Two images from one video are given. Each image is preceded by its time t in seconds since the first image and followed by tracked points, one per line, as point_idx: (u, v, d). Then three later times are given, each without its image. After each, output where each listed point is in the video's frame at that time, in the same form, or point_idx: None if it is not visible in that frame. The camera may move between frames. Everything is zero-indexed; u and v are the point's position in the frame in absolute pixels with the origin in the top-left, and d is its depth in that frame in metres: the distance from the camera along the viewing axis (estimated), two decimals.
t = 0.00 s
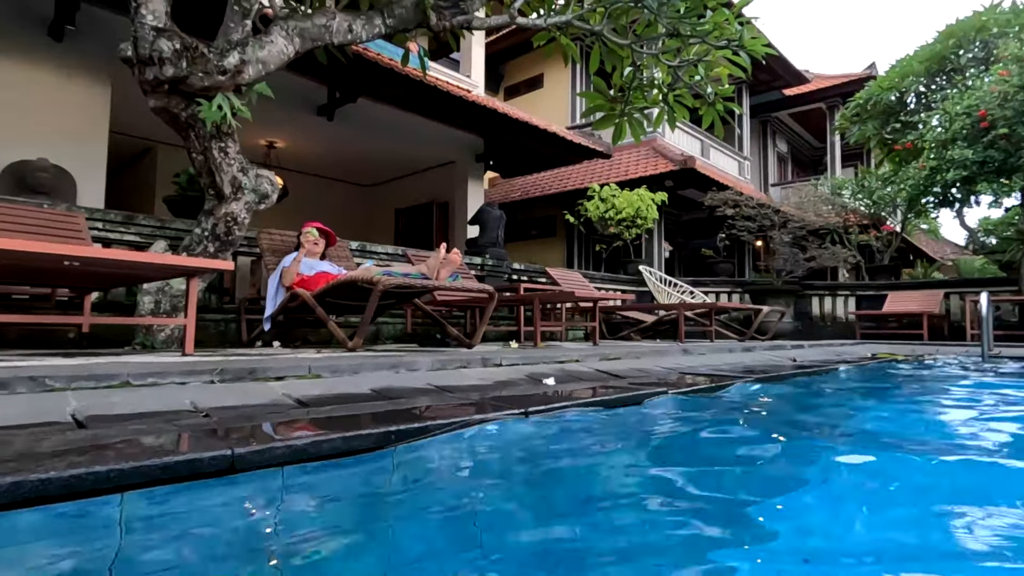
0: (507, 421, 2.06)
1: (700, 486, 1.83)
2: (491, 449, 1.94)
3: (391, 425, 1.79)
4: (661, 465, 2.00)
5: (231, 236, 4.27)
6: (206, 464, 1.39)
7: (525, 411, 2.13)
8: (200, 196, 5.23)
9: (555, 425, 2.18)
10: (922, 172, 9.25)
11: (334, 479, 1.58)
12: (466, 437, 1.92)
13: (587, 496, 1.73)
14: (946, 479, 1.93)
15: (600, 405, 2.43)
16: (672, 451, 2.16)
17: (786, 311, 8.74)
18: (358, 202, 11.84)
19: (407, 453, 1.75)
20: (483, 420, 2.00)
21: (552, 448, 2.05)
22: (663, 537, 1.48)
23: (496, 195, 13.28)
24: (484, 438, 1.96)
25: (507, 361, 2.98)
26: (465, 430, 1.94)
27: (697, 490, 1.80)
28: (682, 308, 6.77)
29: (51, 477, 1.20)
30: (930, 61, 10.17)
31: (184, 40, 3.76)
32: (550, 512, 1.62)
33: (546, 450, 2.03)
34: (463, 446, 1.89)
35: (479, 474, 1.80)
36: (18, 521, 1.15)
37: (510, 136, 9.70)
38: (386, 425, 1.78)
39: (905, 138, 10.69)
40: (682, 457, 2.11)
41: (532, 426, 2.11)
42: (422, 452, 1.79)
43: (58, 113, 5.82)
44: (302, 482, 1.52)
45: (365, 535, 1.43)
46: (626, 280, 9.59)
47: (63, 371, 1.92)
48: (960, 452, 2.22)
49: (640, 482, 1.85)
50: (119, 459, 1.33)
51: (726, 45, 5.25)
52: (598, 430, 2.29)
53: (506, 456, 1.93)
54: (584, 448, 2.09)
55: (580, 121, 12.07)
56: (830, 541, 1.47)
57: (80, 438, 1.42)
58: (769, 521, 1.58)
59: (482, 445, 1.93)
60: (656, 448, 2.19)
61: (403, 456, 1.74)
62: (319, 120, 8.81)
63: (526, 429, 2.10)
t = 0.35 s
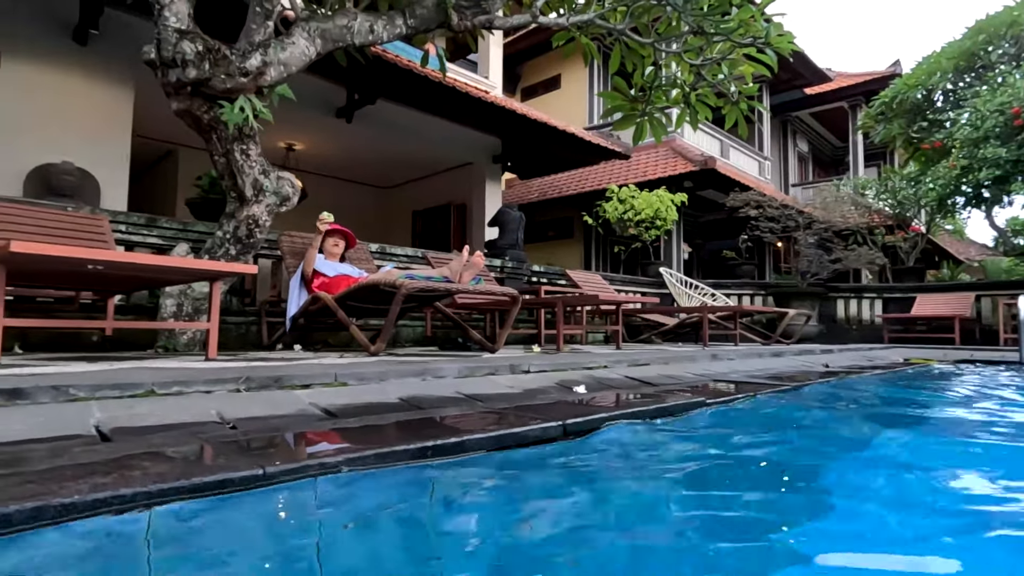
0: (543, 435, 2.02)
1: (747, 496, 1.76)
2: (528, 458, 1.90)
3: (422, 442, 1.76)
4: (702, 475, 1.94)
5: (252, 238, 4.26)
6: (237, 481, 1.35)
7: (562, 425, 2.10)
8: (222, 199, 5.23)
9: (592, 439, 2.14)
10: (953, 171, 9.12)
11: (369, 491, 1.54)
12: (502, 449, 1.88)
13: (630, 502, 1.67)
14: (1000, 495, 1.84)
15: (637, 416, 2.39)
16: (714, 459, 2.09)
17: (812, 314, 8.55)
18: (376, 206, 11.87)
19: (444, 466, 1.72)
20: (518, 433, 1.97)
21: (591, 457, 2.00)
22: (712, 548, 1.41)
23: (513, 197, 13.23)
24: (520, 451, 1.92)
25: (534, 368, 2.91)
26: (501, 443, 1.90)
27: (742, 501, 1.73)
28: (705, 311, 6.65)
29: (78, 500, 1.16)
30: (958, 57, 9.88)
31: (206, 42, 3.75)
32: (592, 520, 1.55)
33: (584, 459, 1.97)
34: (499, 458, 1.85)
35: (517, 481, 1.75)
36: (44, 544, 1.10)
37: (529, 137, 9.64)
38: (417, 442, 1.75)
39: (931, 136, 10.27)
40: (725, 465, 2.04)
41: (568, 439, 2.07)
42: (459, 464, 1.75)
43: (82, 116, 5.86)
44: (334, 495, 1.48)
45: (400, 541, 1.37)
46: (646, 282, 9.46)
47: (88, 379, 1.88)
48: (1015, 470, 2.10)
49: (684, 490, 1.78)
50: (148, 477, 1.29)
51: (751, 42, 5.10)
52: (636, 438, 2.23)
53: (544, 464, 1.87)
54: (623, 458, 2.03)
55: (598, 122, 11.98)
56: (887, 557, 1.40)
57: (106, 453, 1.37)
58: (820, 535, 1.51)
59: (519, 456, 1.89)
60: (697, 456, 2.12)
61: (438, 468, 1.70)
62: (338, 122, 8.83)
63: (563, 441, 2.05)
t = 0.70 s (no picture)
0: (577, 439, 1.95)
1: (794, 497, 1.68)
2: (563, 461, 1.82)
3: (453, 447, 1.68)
4: (744, 475, 1.86)
5: (269, 237, 4.22)
6: (260, 492, 1.27)
7: (597, 429, 2.02)
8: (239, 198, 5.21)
9: (629, 441, 2.06)
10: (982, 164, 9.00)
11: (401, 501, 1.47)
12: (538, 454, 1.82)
13: (671, 506, 1.59)
14: None
15: (671, 417, 2.31)
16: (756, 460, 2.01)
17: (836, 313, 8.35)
18: (392, 205, 11.86)
19: (478, 471, 1.65)
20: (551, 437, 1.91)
21: (628, 459, 1.92)
22: (761, 552, 1.34)
23: (528, 195, 13.15)
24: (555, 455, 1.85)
25: (560, 368, 2.82)
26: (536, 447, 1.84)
27: (783, 503, 1.64)
28: (727, 310, 6.51)
29: (90, 511, 1.09)
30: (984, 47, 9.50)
31: (223, 38, 3.71)
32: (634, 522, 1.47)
33: (623, 462, 1.89)
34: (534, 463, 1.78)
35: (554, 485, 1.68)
36: (54, 560, 1.03)
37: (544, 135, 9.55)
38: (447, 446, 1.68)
39: (958, 129, 10.08)
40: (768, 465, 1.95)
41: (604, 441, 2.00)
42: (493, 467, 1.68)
43: (100, 118, 5.88)
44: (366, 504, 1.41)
45: (426, 548, 1.30)
46: (665, 280, 9.32)
47: (104, 380, 1.83)
48: None
49: (727, 493, 1.70)
50: (165, 486, 1.22)
51: (773, 34, 4.97)
52: (673, 441, 2.15)
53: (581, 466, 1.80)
54: (663, 460, 1.95)
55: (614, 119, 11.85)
56: (949, 563, 1.30)
57: (122, 458, 1.30)
58: (878, 535, 1.43)
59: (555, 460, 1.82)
60: (737, 457, 2.04)
61: (470, 474, 1.63)
62: (353, 121, 8.82)
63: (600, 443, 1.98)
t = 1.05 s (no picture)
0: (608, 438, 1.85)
1: (844, 516, 1.59)
2: (594, 468, 1.73)
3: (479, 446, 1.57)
4: (786, 488, 1.77)
5: (283, 234, 4.17)
6: (273, 496, 1.15)
7: (629, 428, 1.92)
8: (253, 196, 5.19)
9: (661, 444, 1.96)
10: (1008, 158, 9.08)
11: (423, 508, 1.38)
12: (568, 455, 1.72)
13: (712, 528, 1.49)
14: None
15: (703, 416, 2.20)
16: (795, 469, 1.91)
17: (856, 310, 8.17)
18: (405, 204, 11.83)
19: (505, 476, 1.55)
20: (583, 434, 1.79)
21: (662, 466, 1.83)
22: None
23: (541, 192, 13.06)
24: (586, 457, 1.75)
25: (582, 365, 2.74)
26: (566, 447, 1.73)
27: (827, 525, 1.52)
28: (746, 307, 6.38)
29: (90, 519, 0.98)
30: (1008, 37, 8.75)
31: (235, 33, 3.67)
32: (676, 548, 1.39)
33: (656, 470, 1.80)
34: (564, 467, 1.68)
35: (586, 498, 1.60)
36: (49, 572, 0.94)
37: (557, 132, 9.46)
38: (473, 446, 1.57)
39: (981, 123, 9.26)
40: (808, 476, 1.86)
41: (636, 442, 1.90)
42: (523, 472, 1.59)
43: (116, 118, 5.88)
44: (386, 511, 1.32)
45: None
46: (680, 277, 9.19)
47: (112, 377, 1.78)
48: None
49: (771, 511, 1.61)
50: (172, 490, 1.11)
51: (793, 24, 4.83)
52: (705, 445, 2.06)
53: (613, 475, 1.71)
54: (698, 467, 1.86)
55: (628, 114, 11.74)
56: None
57: (129, 457, 1.23)
58: (944, 559, 1.34)
59: (585, 464, 1.73)
60: (775, 466, 1.94)
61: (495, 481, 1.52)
62: (366, 120, 8.79)
63: (631, 445, 1.89)
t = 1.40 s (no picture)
0: (632, 440, 1.76)
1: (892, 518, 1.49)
2: (621, 471, 1.64)
3: (493, 446, 1.50)
4: (825, 489, 1.66)
5: (293, 231, 4.13)
6: (273, 501, 1.10)
7: (654, 431, 1.83)
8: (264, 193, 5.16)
9: (686, 443, 1.87)
10: None
11: (438, 511, 1.30)
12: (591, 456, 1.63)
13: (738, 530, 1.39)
14: None
15: (729, 415, 2.11)
16: (832, 471, 1.81)
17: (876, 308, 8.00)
18: (417, 203, 11.80)
19: (525, 477, 1.47)
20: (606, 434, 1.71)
21: (693, 469, 1.73)
22: None
23: (553, 190, 12.97)
24: (610, 459, 1.66)
25: (598, 363, 2.66)
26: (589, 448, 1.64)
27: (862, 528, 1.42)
28: (764, 304, 6.25)
29: (69, 528, 0.92)
30: None
31: (244, 28, 3.62)
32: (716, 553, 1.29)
33: (686, 472, 1.71)
34: (588, 469, 1.59)
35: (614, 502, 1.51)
36: None
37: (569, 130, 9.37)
38: (488, 446, 1.49)
39: (1002, 117, 9.16)
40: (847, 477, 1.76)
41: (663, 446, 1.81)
42: (543, 474, 1.51)
43: (129, 117, 5.89)
44: (397, 515, 1.25)
45: None
46: (694, 275, 9.07)
47: (114, 374, 1.73)
48: None
49: (806, 512, 1.51)
50: (165, 489, 1.06)
51: (810, 15, 4.57)
52: (735, 447, 1.96)
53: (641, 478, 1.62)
54: (730, 470, 1.77)
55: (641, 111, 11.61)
56: None
57: (122, 457, 1.17)
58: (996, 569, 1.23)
59: (611, 467, 1.64)
60: (810, 468, 1.84)
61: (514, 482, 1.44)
62: (376, 118, 8.74)
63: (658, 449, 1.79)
